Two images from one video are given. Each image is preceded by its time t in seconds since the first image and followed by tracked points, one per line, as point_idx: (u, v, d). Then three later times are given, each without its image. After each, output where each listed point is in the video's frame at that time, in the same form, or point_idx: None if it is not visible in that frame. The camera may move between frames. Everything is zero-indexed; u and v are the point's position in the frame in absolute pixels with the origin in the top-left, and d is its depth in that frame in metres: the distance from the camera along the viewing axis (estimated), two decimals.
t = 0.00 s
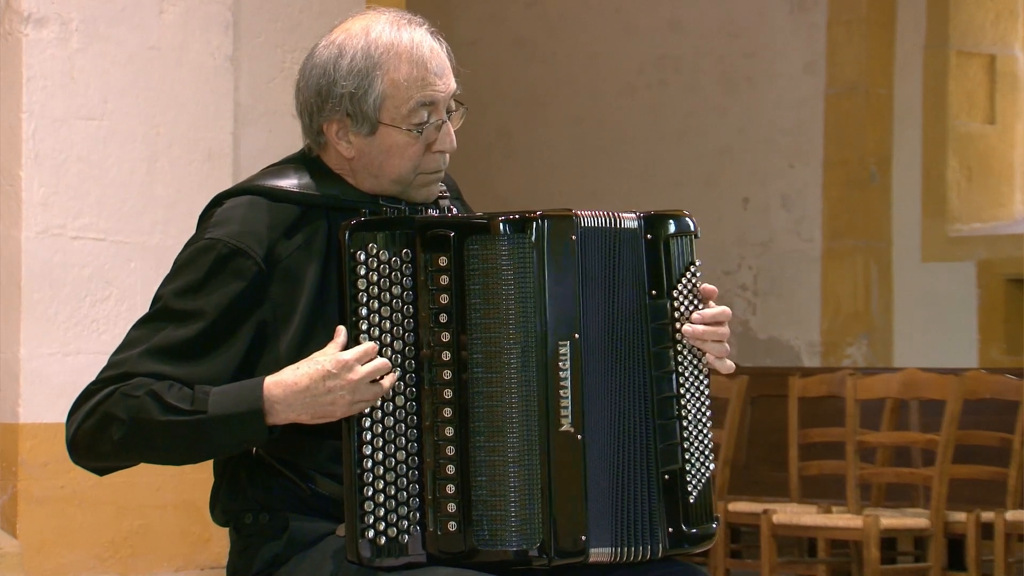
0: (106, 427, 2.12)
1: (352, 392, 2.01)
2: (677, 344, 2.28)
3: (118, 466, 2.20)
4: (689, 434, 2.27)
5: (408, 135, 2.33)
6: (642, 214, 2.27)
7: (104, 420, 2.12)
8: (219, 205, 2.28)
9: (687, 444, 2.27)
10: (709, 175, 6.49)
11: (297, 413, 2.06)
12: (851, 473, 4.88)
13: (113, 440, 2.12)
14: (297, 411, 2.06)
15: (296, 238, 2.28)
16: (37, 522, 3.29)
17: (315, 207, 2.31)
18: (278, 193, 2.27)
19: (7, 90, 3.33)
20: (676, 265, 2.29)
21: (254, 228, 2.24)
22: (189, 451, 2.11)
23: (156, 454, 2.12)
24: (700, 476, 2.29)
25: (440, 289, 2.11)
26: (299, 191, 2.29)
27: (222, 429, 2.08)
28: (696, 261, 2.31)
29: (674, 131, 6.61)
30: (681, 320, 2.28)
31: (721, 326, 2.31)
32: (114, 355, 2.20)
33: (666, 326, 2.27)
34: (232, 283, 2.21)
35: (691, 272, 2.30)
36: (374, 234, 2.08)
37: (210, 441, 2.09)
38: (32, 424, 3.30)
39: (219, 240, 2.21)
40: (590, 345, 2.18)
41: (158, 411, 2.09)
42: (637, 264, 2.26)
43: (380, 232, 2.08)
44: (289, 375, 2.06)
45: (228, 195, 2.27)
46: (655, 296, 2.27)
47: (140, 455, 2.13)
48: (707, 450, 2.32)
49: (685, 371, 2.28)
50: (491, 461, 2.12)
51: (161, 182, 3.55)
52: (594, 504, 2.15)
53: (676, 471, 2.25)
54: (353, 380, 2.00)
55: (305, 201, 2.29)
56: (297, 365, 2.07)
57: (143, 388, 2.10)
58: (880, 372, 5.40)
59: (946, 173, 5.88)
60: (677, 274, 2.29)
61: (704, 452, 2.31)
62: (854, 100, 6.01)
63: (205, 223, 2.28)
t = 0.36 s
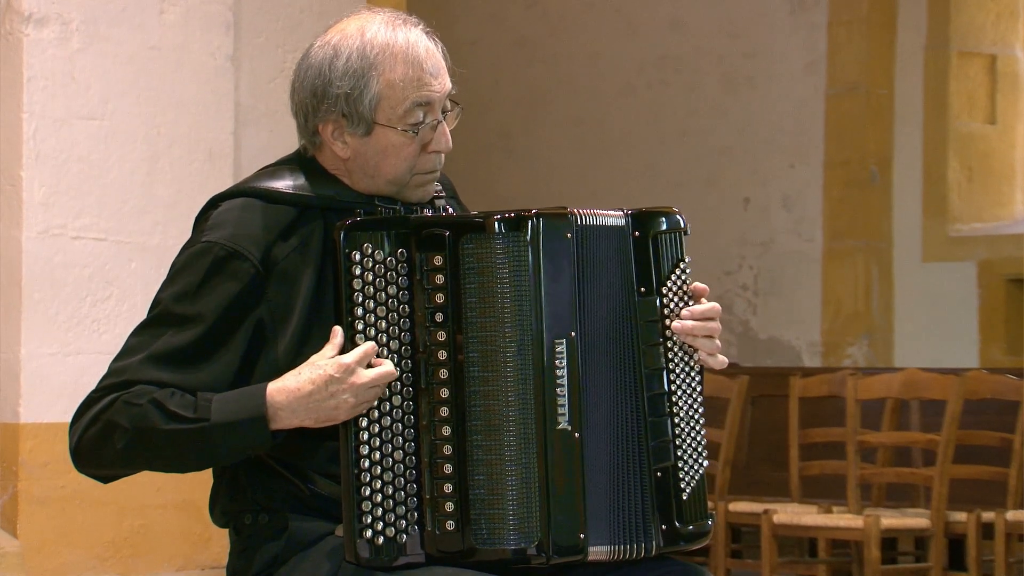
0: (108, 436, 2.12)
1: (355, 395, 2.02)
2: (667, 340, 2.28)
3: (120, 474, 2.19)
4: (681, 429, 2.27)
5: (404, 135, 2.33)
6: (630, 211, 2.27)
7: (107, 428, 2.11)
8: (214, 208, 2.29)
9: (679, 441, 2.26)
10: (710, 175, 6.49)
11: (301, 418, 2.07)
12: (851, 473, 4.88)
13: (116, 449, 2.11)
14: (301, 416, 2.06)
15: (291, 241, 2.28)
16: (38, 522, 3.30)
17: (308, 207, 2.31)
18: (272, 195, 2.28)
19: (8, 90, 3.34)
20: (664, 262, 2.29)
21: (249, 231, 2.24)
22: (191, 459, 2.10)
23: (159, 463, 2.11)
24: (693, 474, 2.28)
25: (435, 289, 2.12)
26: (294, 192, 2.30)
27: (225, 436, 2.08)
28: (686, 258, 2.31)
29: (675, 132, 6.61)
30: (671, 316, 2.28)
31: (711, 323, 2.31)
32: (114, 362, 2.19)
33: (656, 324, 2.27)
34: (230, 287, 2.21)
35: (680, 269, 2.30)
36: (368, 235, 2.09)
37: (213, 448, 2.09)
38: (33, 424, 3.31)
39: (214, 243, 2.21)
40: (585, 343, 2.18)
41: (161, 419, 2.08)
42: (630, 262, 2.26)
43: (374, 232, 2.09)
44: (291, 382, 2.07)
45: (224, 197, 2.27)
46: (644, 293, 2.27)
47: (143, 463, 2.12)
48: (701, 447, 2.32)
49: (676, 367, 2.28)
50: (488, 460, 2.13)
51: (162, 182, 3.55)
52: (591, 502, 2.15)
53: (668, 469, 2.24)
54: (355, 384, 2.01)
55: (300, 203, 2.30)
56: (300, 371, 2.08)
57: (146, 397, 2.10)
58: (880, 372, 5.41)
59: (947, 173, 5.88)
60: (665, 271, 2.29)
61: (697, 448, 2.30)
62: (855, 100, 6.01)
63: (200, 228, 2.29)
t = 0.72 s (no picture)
0: (103, 421, 2.12)
1: (350, 392, 2.03)
2: (662, 341, 2.26)
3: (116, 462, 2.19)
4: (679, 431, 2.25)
5: (403, 135, 2.33)
6: (624, 209, 2.26)
7: (102, 413, 2.12)
8: (213, 205, 2.29)
9: (674, 440, 2.24)
10: (710, 175, 6.49)
11: (294, 405, 2.07)
12: (852, 473, 4.89)
13: (110, 434, 2.12)
14: (295, 402, 2.07)
15: (290, 240, 2.29)
16: (38, 521, 3.30)
17: (307, 206, 2.31)
18: (272, 194, 2.27)
19: (8, 90, 3.34)
20: (658, 260, 2.27)
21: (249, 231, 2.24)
22: (188, 442, 2.11)
23: (154, 446, 2.12)
24: (687, 474, 2.26)
25: (434, 288, 2.12)
26: (293, 191, 2.30)
27: (220, 417, 2.09)
28: (680, 256, 2.29)
29: (675, 132, 6.61)
30: (664, 310, 2.26)
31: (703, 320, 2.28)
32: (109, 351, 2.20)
33: (650, 322, 2.24)
34: (229, 284, 2.22)
35: (674, 267, 2.28)
36: (367, 234, 2.10)
37: (208, 431, 2.10)
38: (34, 423, 3.31)
39: (214, 240, 2.21)
40: (585, 342, 2.18)
41: (156, 401, 2.09)
42: (628, 260, 2.25)
43: (372, 232, 2.10)
44: (290, 366, 2.08)
45: (223, 195, 2.27)
46: (637, 291, 2.24)
47: (139, 449, 2.12)
48: (695, 445, 2.30)
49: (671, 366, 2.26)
50: (488, 458, 2.12)
51: (163, 182, 3.56)
52: (591, 501, 2.15)
53: (661, 467, 2.23)
54: (351, 382, 2.02)
55: (300, 202, 2.30)
56: (300, 357, 2.09)
57: (141, 380, 2.10)
58: (881, 372, 5.41)
59: (948, 173, 5.88)
60: (658, 270, 2.27)
61: (691, 447, 2.28)
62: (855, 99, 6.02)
63: (200, 224, 2.29)
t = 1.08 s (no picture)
0: (127, 456, 2.15)
1: (369, 406, 2.05)
2: (664, 340, 2.25)
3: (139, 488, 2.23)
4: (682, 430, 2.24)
5: (406, 136, 2.33)
6: (626, 208, 2.24)
7: (124, 450, 2.14)
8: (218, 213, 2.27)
9: (674, 439, 2.23)
10: (716, 175, 6.49)
11: (319, 434, 2.09)
12: (858, 473, 4.89)
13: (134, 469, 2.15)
14: (320, 431, 2.09)
15: (296, 247, 2.28)
16: (45, 521, 3.32)
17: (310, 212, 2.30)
18: (274, 201, 2.26)
19: (15, 91, 3.36)
20: (660, 259, 2.26)
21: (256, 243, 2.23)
22: (210, 477, 2.14)
23: (175, 480, 2.15)
24: (687, 473, 2.25)
25: (438, 287, 2.12)
26: (295, 197, 2.28)
27: (242, 455, 2.12)
28: (680, 256, 2.28)
29: (681, 132, 6.61)
30: (665, 311, 2.25)
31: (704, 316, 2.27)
32: (126, 378, 2.21)
33: (652, 321, 2.24)
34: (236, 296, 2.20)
35: (675, 267, 2.27)
36: (370, 235, 2.10)
37: (230, 467, 2.13)
38: (40, 423, 3.32)
39: (223, 254, 2.21)
40: (589, 340, 2.17)
41: (178, 441, 2.12)
42: (630, 259, 2.24)
43: (375, 232, 2.10)
44: (305, 399, 2.10)
45: (227, 203, 2.26)
46: (640, 291, 2.23)
47: (161, 483, 2.16)
48: (696, 444, 2.29)
49: (673, 365, 2.25)
50: (493, 457, 2.12)
51: (169, 182, 3.56)
52: (595, 500, 2.14)
53: (665, 466, 2.22)
54: (367, 396, 2.04)
55: (304, 207, 2.29)
56: (309, 386, 2.11)
57: (162, 418, 2.12)
58: (887, 371, 5.40)
59: (954, 172, 5.84)
60: (660, 269, 2.26)
61: (692, 447, 2.27)
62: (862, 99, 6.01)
63: (204, 234, 2.28)
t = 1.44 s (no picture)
0: (119, 458, 2.11)
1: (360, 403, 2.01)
2: (660, 337, 2.25)
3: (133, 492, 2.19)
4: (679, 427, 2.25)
5: (402, 134, 2.29)
6: (621, 206, 2.25)
7: (117, 451, 2.11)
8: (214, 217, 2.25)
9: (670, 435, 2.24)
10: (718, 174, 6.49)
11: (308, 429, 2.06)
12: (860, 472, 4.89)
13: (127, 470, 2.11)
14: (309, 426, 2.05)
15: (294, 248, 2.26)
16: (46, 521, 3.32)
17: (309, 213, 2.28)
18: (271, 203, 2.25)
19: (17, 90, 3.36)
20: (655, 257, 2.26)
21: (253, 244, 2.21)
22: (203, 475, 2.10)
23: (170, 481, 2.11)
24: (682, 469, 2.25)
25: (436, 286, 2.12)
26: (290, 199, 2.27)
27: (233, 451, 2.08)
28: (675, 254, 2.28)
29: (683, 131, 6.61)
30: (661, 311, 2.25)
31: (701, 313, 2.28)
32: (119, 381, 2.19)
33: (649, 319, 2.24)
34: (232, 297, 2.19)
35: (670, 265, 2.27)
36: (368, 234, 2.11)
37: (223, 464, 2.09)
38: (42, 422, 3.33)
39: (218, 254, 2.19)
40: (586, 338, 2.18)
41: (170, 438, 2.08)
42: (626, 256, 2.23)
43: (373, 231, 2.11)
44: (294, 393, 2.06)
45: (224, 206, 2.24)
46: (636, 288, 2.24)
47: (155, 483, 2.12)
48: (692, 442, 2.29)
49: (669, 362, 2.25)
50: (493, 455, 2.12)
51: (170, 182, 3.57)
52: (595, 497, 2.15)
53: (662, 463, 2.22)
54: (358, 393, 2.00)
55: (301, 208, 2.27)
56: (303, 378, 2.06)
57: (154, 416, 2.09)
58: (889, 371, 5.40)
59: (956, 171, 5.84)
60: (655, 267, 2.26)
61: (687, 444, 2.26)
62: (863, 99, 6.01)
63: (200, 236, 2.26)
